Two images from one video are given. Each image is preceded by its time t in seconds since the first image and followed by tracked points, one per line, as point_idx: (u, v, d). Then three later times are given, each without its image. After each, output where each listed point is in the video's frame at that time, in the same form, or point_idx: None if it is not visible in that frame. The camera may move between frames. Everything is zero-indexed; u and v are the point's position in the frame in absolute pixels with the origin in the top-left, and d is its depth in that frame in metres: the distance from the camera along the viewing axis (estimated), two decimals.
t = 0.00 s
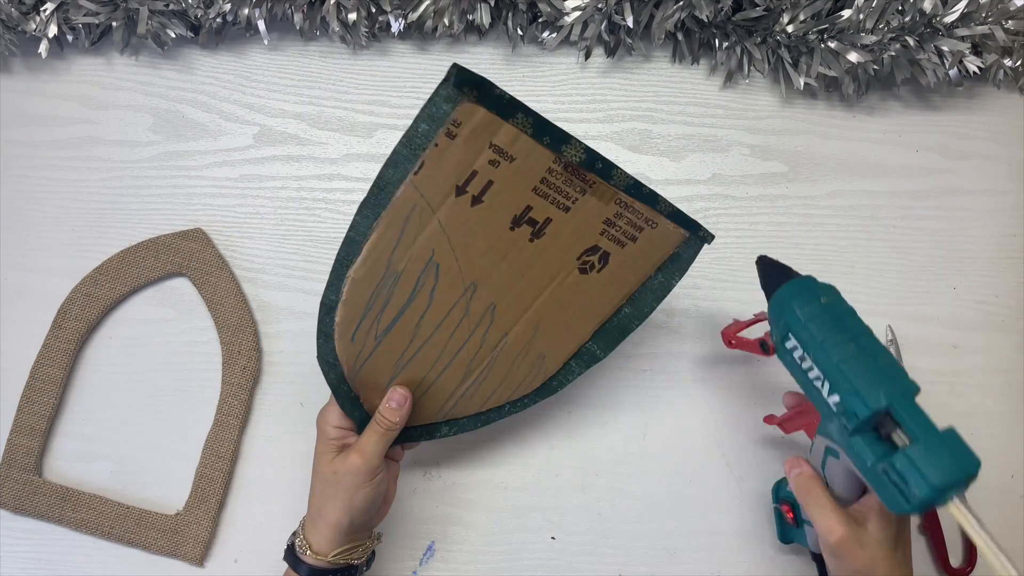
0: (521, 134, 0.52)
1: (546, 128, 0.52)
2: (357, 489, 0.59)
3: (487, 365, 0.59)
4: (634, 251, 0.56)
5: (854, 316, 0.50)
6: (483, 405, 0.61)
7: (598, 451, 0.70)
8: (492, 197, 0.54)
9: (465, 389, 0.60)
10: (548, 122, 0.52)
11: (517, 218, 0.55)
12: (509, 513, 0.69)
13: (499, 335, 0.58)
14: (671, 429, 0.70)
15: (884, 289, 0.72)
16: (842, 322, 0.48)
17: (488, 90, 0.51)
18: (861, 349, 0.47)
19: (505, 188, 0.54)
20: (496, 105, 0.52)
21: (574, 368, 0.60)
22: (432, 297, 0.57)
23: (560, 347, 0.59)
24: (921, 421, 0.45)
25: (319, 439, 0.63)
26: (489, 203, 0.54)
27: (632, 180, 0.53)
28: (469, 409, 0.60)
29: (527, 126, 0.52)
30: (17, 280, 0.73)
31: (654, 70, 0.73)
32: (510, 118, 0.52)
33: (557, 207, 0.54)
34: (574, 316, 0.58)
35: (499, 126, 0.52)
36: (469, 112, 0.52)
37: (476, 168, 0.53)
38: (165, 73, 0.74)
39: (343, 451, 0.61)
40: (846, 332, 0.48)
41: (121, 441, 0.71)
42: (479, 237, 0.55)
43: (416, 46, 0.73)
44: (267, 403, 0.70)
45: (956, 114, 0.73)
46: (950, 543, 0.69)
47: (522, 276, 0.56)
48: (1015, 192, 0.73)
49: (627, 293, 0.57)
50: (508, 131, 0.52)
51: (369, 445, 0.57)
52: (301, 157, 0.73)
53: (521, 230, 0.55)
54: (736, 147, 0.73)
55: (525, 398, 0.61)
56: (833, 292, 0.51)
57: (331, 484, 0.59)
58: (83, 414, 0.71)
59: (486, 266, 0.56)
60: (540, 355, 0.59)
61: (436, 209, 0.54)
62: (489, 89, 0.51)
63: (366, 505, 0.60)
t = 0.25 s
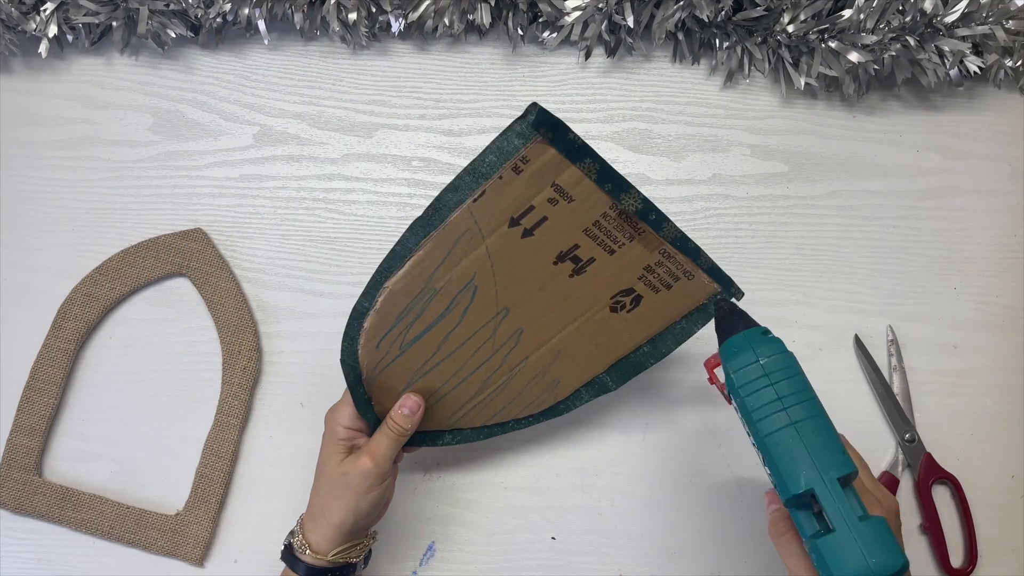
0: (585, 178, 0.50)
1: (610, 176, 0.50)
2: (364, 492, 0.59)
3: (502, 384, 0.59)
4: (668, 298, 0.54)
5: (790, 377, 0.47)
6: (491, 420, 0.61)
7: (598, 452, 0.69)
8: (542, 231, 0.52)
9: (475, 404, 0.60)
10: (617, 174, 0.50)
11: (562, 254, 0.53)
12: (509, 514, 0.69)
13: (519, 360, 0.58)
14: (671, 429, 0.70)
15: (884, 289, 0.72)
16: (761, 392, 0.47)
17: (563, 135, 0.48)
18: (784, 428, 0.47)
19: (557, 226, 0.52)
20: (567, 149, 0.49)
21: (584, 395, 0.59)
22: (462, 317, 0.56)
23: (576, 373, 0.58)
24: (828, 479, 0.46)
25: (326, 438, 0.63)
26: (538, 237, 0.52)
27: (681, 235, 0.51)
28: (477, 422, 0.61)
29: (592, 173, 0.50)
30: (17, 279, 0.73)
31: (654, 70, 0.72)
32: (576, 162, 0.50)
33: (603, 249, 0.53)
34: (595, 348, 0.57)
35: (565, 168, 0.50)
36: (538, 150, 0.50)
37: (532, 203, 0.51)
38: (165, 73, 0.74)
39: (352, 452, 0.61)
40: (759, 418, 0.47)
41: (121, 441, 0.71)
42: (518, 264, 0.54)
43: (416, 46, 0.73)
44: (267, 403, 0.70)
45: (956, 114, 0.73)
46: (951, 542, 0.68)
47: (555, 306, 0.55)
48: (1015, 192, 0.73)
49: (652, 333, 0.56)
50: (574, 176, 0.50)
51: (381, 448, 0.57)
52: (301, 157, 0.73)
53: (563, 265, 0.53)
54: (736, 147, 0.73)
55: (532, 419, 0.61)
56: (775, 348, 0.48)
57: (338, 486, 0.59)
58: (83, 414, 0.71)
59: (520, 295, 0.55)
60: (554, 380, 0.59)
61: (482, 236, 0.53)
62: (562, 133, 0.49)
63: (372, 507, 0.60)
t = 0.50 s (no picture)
0: (580, 175, 0.49)
1: (607, 173, 0.49)
2: (363, 492, 0.59)
3: (502, 384, 0.59)
4: (667, 298, 0.54)
5: (753, 391, 0.46)
6: (491, 419, 0.61)
7: (598, 452, 0.69)
8: (539, 229, 0.52)
9: (475, 404, 0.60)
10: (613, 170, 0.49)
11: (559, 253, 0.52)
12: (509, 514, 0.69)
13: (519, 359, 0.58)
14: (671, 429, 0.70)
15: (884, 289, 0.72)
16: (726, 410, 0.46)
17: (556, 129, 0.47)
18: (749, 444, 0.46)
19: (554, 224, 0.51)
20: (561, 144, 0.48)
21: (585, 396, 0.60)
22: (461, 316, 0.56)
23: (575, 374, 0.58)
24: (795, 492, 0.45)
25: (327, 437, 0.63)
26: (535, 235, 0.52)
27: (680, 234, 0.51)
28: (477, 422, 0.61)
29: (587, 168, 0.49)
30: (17, 279, 0.73)
31: (655, 70, 0.72)
32: (571, 158, 0.49)
33: (601, 248, 0.52)
34: (595, 348, 0.57)
35: (559, 164, 0.49)
36: (532, 145, 0.48)
37: (528, 201, 0.51)
38: (165, 73, 0.74)
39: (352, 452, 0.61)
40: (724, 434, 0.47)
41: (121, 441, 0.71)
42: (516, 263, 0.53)
43: (416, 46, 0.73)
44: (267, 403, 0.70)
45: (956, 114, 0.73)
46: (951, 542, 0.68)
47: (553, 306, 0.55)
48: (1016, 192, 0.73)
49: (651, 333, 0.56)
50: (569, 172, 0.49)
51: (380, 448, 0.58)
52: (301, 156, 0.73)
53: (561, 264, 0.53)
54: (736, 147, 0.73)
55: (533, 419, 0.61)
56: (737, 364, 0.47)
57: (337, 485, 0.59)
58: (83, 414, 0.71)
59: (518, 294, 0.55)
60: (554, 380, 0.59)
61: (478, 234, 0.52)
62: (555, 128, 0.47)
63: (370, 507, 0.60)
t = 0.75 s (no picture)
0: (584, 176, 0.50)
1: (610, 175, 0.50)
2: (364, 493, 0.59)
3: (505, 386, 0.59)
4: (671, 301, 0.54)
5: (746, 396, 0.47)
6: (494, 423, 0.60)
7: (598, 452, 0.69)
8: (543, 230, 0.52)
9: (478, 406, 0.60)
10: (617, 172, 0.50)
11: (562, 253, 0.53)
12: (509, 514, 0.69)
13: (522, 361, 0.57)
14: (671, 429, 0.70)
15: (884, 289, 0.72)
16: (719, 414, 0.47)
17: (560, 131, 0.48)
18: (741, 448, 0.46)
19: (558, 225, 0.52)
20: (565, 146, 0.49)
21: (589, 400, 0.60)
22: (464, 317, 0.56)
23: (579, 376, 0.58)
24: (784, 497, 0.46)
25: (329, 437, 0.63)
26: (538, 236, 0.52)
27: (682, 236, 0.51)
28: (480, 425, 0.60)
29: (591, 170, 0.50)
30: (16, 279, 0.73)
31: (654, 70, 0.72)
32: (576, 160, 0.50)
33: (604, 249, 0.53)
34: (598, 350, 0.57)
35: (563, 165, 0.50)
36: (536, 146, 0.50)
37: (532, 202, 0.51)
38: (165, 73, 0.74)
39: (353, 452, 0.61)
40: (717, 438, 0.47)
41: (121, 441, 0.70)
42: (520, 264, 0.54)
43: (416, 46, 0.73)
44: (267, 403, 0.70)
45: (956, 114, 0.73)
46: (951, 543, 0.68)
47: (557, 307, 0.55)
48: (1016, 192, 0.73)
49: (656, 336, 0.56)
50: (573, 174, 0.50)
51: (382, 449, 0.57)
52: (301, 156, 0.73)
53: (564, 265, 0.53)
54: (736, 147, 0.73)
55: (536, 423, 0.61)
56: (732, 368, 0.48)
57: (338, 486, 0.59)
58: (83, 414, 0.71)
59: (522, 295, 0.55)
60: (557, 383, 0.58)
61: (482, 234, 0.53)
62: (560, 130, 0.49)
63: (371, 508, 0.60)
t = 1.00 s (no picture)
0: (574, 167, 0.51)
1: (600, 164, 0.50)
2: (365, 494, 0.59)
3: (505, 386, 0.58)
4: (669, 295, 0.54)
5: (693, 431, 0.47)
6: (496, 424, 0.60)
7: (598, 452, 0.69)
8: (536, 223, 0.53)
9: (479, 406, 0.59)
10: (606, 162, 0.50)
11: (557, 247, 0.53)
12: (509, 514, 0.69)
13: (520, 360, 0.57)
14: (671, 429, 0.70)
15: (884, 289, 0.72)
16: (668, 449, 0.47)
17: (548, 121, 0.49)
18: (690, 483, 0.46)
19: (551, 218, 0.52)
20: (555, 137, 0.50)
21: (591, 399, 0.58)
22: (461, 313, 0.56)
23: (580, 376, 0.57)
24: (733, 530, 0.45)
25: (330, 438, 0.63)
26: (532, 229, 0.53)
27: (678, 227, 0.51)
28: (481, 426, 0.60)
29: (582, 160, 0.51)
30: (17, 279, 0.73)
31: (654, 70, 0.72)
32: (566, 150, 0.50)
33: (599, 242, 0.53)
34: (599, 349, 0.56)
35: (553, 156, 0.51)
36: (526, 137, 0.51)
37: (525, 194, 0.52)
38: (165, 73, 0.74)
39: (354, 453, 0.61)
40: (667, 473, 0.47)
41: (121, 441, 0.71)
42: (515, 258, 0.54)
43: (416, 46, 0.73)
44: (267, 403, 0.70)
45: (956, 114, 0.73)
46: (951, 543, 0.68)
47: (553, 303, 0.55)
48: (1016, 192, 0.73)
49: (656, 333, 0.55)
50: (563, 165, 0.51)
51: (382, 450, 0.57)
52: (301, 157, 0.73)
53: (559, 260, 0.54)
54: (736, 147, 0.73)
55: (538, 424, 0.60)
56: (679, 403, 0.48)
57: (340, 486, 0.59)
58: (83, 414, 0.71)
59: (518, 291, 0.55)
60: (557, 383, 0.58)
61: (476, 228, 0.54)
62: (549, 120, 0.50)
63: (373, 509, 0.60)
